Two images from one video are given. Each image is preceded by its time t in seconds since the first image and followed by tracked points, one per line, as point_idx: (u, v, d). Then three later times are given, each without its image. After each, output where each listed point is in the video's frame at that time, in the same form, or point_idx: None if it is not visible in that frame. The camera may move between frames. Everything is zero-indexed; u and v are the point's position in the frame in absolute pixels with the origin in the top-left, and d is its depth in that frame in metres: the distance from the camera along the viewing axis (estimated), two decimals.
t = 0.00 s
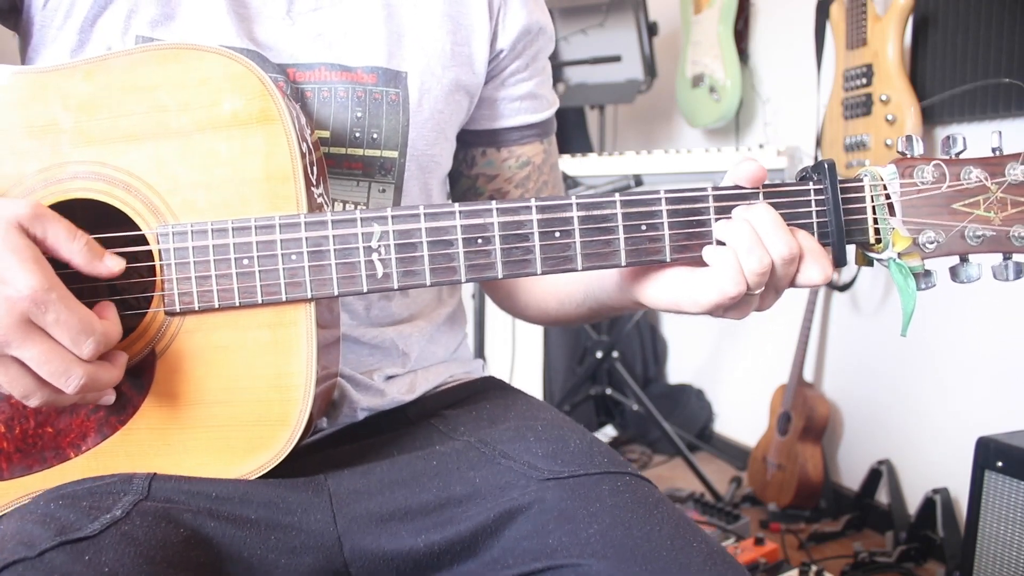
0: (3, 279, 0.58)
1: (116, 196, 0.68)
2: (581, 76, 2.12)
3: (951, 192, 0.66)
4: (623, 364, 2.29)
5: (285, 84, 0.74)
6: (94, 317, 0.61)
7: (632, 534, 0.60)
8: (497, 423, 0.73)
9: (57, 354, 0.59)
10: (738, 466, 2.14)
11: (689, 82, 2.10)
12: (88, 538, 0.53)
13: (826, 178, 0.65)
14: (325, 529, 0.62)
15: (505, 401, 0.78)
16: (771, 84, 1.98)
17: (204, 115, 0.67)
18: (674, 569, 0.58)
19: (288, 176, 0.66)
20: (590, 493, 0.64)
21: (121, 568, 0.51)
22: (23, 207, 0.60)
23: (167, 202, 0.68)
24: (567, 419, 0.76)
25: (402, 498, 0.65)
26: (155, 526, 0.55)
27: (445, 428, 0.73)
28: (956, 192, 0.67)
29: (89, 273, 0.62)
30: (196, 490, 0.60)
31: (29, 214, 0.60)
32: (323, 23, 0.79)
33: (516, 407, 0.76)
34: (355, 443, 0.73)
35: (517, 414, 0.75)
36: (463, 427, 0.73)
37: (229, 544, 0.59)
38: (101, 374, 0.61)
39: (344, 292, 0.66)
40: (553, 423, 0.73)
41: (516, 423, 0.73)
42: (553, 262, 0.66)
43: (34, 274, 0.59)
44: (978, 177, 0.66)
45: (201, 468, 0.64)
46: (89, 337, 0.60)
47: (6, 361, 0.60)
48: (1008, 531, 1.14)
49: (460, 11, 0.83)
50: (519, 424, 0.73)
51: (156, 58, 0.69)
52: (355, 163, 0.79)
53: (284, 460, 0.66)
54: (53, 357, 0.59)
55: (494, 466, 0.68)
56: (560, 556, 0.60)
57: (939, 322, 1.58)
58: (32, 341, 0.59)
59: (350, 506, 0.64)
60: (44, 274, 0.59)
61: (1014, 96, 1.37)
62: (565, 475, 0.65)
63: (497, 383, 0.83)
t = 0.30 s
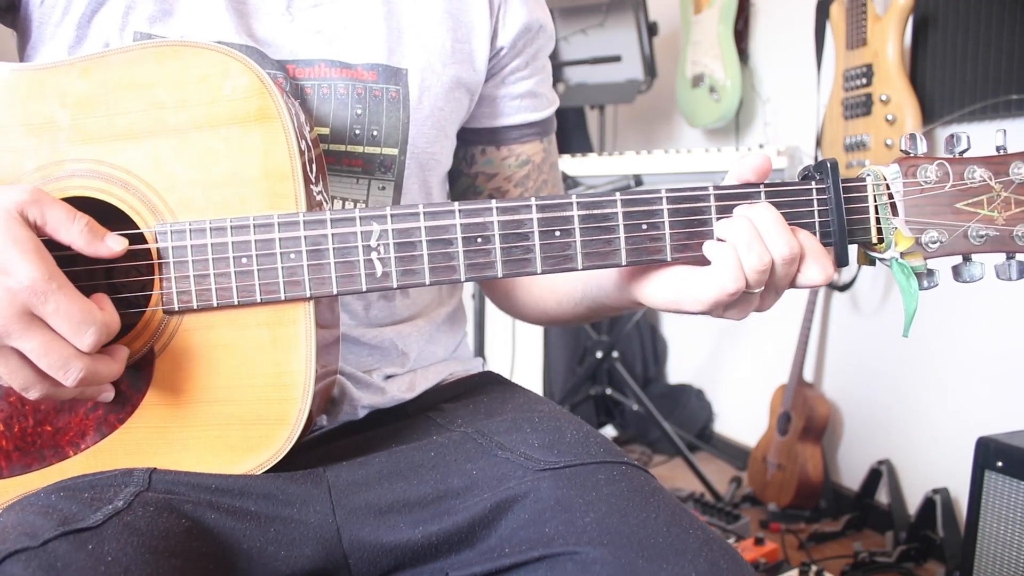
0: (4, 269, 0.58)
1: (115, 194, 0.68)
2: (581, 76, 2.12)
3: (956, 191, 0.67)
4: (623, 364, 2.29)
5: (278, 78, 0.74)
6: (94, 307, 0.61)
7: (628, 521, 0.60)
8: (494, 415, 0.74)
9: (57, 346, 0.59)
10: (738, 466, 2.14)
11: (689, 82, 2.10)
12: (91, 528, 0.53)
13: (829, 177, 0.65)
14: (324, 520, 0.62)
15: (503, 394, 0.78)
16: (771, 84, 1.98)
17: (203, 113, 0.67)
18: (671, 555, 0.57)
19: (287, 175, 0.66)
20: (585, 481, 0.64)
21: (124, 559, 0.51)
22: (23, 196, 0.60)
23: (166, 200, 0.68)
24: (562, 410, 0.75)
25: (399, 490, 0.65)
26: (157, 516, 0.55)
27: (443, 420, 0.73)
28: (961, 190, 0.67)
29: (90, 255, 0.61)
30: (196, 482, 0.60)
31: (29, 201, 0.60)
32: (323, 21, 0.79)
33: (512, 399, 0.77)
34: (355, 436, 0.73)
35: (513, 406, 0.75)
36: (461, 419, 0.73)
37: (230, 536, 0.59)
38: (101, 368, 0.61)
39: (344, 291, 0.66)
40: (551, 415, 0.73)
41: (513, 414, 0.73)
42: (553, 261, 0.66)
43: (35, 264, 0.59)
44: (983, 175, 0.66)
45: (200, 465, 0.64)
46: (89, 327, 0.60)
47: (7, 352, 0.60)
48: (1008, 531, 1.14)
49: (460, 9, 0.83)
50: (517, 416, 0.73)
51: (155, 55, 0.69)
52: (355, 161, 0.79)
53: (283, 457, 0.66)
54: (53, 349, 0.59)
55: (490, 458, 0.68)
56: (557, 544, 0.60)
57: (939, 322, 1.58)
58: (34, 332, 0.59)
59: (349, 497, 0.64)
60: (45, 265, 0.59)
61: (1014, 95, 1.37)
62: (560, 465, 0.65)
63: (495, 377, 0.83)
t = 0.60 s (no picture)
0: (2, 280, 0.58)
1: (115, 196, 0.68)
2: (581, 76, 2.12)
3: (954, 195, 0.67)
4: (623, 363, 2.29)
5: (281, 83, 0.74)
6: (91, 318, 0.61)
7: (632, 531, 0.60)
8: (496, 420, 0.73)
9: (54, 355, 0.59)
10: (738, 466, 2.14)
11: (689, 82, 2.10)
12: (88, 537, 0.52)
13: (828, 180, 0.65)
14: (324, 524, 0.62)
15: (502, 398, 0.78)
16: (771, 84, 1.98)
17: (203, 114, 0.67)
18: (675, 567, 0.57)
19: (287, 178, 0.66)
20: (589, 490, 0.64)
21: (122, 567, 0.51)
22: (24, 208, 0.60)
23: (166, 202, 0.68)
24: (565, 416, 0.76)
25: (399, 493, 0.65)
26: (156, 524, 0.55)
27: (444, 425, 0.73)
28: (960, 194, 0.67)
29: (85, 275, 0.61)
30: (196, 487, 0.60)
31: (27, 215, 0.60)
32: (323, 21, 0.78)
33: (516, 404, 0.77)
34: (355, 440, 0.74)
35: (516, 412, 0.75)
36: (461, 424, 0.73)
37: (231, 541, 0.59)
38: (99, 375, 0.61)
39: (344, 293, 0.66)
40: (553, 420, 0.73)
41: (515, 419, 0.73)
42: (553, 264, 0.66)
43: (32, 275, 0.59)
44: (981, 179, 0.66)
45: (202, 468, 0.64)
46: (87, 339, 0.60)
47: (4, 360, 0.60)
48: (1007, 531, 1.14)
49: (459, 10, 0.83)
50: (519, 421, 0.73)
51: (154, 57, 0.68)
52: (356, 161, 0.79)
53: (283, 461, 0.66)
54: (50, 359, 0.59)
55: (491, 462, 0.68)
56: (560, 555, 0.60)
57: (939, 323, 1.58)
58: (30, 341, 0.59)
59: (348, 501, 0.64)
60: (42, 277, 0.59)
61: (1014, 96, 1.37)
62: (563, 472, 0.65)
63: (495, 378, 0.83)
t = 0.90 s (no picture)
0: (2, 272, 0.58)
1: (115, 192, 0.68)
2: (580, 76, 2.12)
3: (953, 194, 0.66)
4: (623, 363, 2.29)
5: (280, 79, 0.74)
6: (92, 309, 0.60)
7: (627, 518, 0.60)
8: (493, 413, 0.74)
9: (53, 350, 0.59)
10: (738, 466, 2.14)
11: (689, 82, 2.10)
12: (90, 522, 0.53)
13: (828, 178, 0.65)
14: (323, 517, 0.62)
15: (501, 392, 0.78)
16: (771, 84, 1.98)
17: (204, 110, 0.67)
18: (669, 552, 0.57)
19: (288, 175, 0.66)
20: (585, 478, 0.64)
21: (124, 551, 0.51)
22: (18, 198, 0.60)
23: (167, 199, 0.68)
24: (562, 407, 0.75)
25: (398, 487, 0.65)
26: (156, 511, 0.55)
27: (442, 418, 0.73)
28: (959, 193, 0.67)
29: (90, 256, 0.62)
30: (196, 478, 0.61)
31: (25, 203, 0.60)
32: (323, 19, 0.78)
33: (511, 397, 0.77)
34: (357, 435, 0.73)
35: (513, 404, 0.75)
36: (460, 418, 0.73)
37: (230, 532, 0.59)
38: (100, 369, 0.61)
39: (344, 289, 0.66)
40: (549, 412, 0.73)
41: (512, 412, 0.73)
42: (553, 261, 0.66)
43: (32, 267, 0.59)
44: (981, 177, 0.66)
45: (202, 463, 0.64)
46: (88, 329, 0.60)
47: (6, 353, 0.60)
48: (1008, 531, 1.14)
49: (460, 9, 0.83)
50: (516, 414, 0.73)
51: (155, 53, 0.68)
52: (356, 161, 0.79)
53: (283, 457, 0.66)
54: (50, 353, 0.59)
55: (490, 455, 0.68)
56: (555, 541, 0.60)
57: (939, 323, 1.58)
58: (32, 334, 0.59)
59: (347, 495, 0.64)
60: (42, 268, 0.59)
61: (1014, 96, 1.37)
62: (560, 461, 0.65)
63: (495, 375, 0.83)
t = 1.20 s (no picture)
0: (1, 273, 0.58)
1: (114, 195, 0.68)
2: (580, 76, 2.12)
3: (951, 195, 0.66)
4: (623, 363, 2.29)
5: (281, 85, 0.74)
6: (92, 312, 0.61)
7: (632, 532, 0.60)
8: (496, 421, 0.74)
9: (54, 348, 0.59)
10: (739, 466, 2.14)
11: (689, 82, 2.10)
12: (87, 537, 0.53)
13: (825, 179, 0.65)
14: (323, 525, 0.62)
15: (503, 398, 0.78)
16: (771, 84, 1.98)
17: (203, 113, 0.67)
18: (676, 569, 0.57)
19: (287, 177, 0.66)
20: (590, 491, 0.64)
21: (119, 566, 0.51)
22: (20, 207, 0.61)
23: (166, 202, 0.68)
24: (565, 416, 0.76)
25: (399, 493, 0.65)
26: (154, 524, 0.56)
27: (444, 426, 0.73)
28: (957, 193, 0.67)
29: (89, 271, 0.62)
30: (195, 487, 0.61)
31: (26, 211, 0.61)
32: (322, 27, 0.79)
33: (516, 405, 0.77)
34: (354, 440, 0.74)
35: (516, 412, 0.75)
36: (462, 426, 0.73)
37: (230, 542, 0.59)
38: (100, 368, 0.61)
39: (343, 292, 0.66)
40: (553, 421, 0.73)
41: (516, 421, 0.73)
42: (552, 264, 0.66)
43: (32, 269, 0.59)
44: (978, 178, 0.66)
45: (202, 466, 0.64)
46: (88, 331, 0.60)
47: (5, 355, 0.60)
48: (1008, 531, 1.14)
49: (461, 17, 0.83)
50: (519, 423, 0.73)
51: (154, 57, 0.68)
52: (353, 168, 0.79)
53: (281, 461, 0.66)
54: (51, 352, 0.59)
55: (491, 464, 0.68)
56: (560, 555, 0.60)
57: (939, 323, 1.58)
58: (31, 335, 0.59)
59: (349, 501, 0.64)
60: (42, 270, 0.59)
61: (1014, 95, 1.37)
62: (564, 474, 0.65)
63: (494, 378, 0.83)
